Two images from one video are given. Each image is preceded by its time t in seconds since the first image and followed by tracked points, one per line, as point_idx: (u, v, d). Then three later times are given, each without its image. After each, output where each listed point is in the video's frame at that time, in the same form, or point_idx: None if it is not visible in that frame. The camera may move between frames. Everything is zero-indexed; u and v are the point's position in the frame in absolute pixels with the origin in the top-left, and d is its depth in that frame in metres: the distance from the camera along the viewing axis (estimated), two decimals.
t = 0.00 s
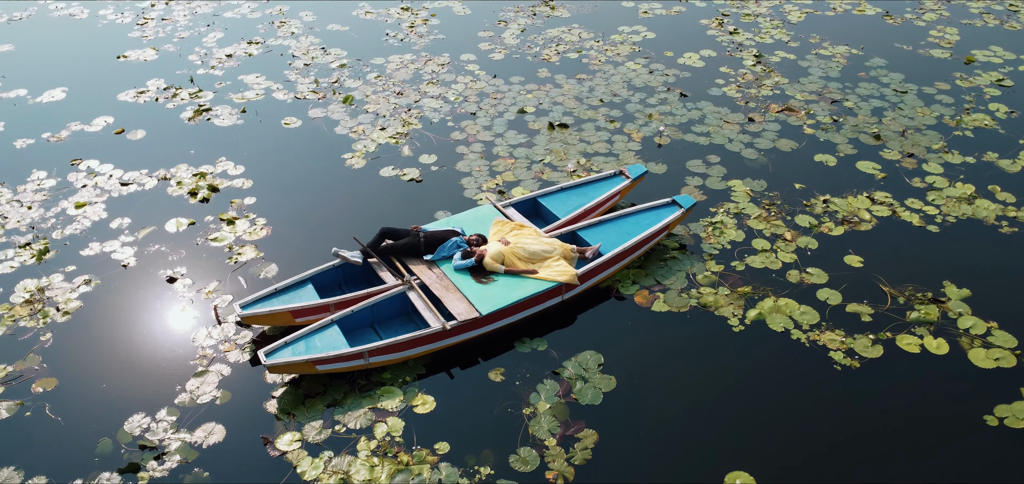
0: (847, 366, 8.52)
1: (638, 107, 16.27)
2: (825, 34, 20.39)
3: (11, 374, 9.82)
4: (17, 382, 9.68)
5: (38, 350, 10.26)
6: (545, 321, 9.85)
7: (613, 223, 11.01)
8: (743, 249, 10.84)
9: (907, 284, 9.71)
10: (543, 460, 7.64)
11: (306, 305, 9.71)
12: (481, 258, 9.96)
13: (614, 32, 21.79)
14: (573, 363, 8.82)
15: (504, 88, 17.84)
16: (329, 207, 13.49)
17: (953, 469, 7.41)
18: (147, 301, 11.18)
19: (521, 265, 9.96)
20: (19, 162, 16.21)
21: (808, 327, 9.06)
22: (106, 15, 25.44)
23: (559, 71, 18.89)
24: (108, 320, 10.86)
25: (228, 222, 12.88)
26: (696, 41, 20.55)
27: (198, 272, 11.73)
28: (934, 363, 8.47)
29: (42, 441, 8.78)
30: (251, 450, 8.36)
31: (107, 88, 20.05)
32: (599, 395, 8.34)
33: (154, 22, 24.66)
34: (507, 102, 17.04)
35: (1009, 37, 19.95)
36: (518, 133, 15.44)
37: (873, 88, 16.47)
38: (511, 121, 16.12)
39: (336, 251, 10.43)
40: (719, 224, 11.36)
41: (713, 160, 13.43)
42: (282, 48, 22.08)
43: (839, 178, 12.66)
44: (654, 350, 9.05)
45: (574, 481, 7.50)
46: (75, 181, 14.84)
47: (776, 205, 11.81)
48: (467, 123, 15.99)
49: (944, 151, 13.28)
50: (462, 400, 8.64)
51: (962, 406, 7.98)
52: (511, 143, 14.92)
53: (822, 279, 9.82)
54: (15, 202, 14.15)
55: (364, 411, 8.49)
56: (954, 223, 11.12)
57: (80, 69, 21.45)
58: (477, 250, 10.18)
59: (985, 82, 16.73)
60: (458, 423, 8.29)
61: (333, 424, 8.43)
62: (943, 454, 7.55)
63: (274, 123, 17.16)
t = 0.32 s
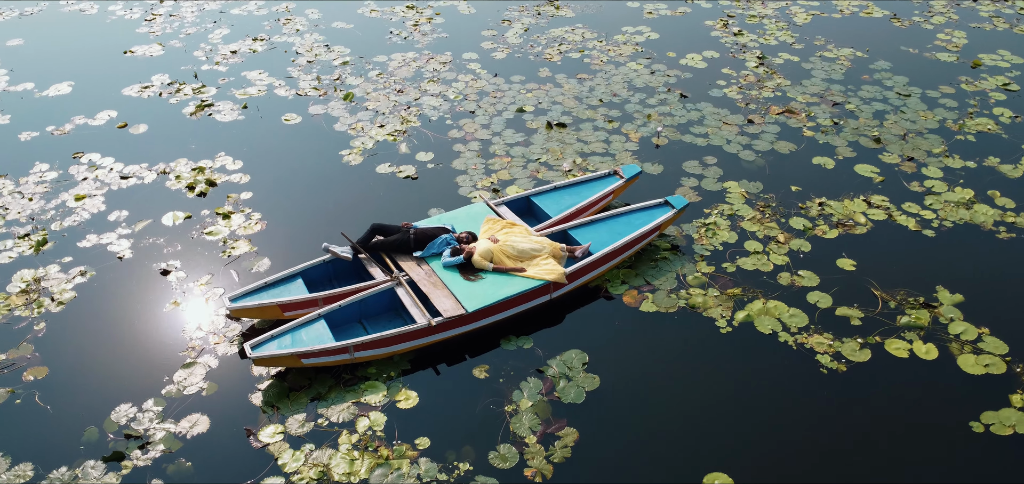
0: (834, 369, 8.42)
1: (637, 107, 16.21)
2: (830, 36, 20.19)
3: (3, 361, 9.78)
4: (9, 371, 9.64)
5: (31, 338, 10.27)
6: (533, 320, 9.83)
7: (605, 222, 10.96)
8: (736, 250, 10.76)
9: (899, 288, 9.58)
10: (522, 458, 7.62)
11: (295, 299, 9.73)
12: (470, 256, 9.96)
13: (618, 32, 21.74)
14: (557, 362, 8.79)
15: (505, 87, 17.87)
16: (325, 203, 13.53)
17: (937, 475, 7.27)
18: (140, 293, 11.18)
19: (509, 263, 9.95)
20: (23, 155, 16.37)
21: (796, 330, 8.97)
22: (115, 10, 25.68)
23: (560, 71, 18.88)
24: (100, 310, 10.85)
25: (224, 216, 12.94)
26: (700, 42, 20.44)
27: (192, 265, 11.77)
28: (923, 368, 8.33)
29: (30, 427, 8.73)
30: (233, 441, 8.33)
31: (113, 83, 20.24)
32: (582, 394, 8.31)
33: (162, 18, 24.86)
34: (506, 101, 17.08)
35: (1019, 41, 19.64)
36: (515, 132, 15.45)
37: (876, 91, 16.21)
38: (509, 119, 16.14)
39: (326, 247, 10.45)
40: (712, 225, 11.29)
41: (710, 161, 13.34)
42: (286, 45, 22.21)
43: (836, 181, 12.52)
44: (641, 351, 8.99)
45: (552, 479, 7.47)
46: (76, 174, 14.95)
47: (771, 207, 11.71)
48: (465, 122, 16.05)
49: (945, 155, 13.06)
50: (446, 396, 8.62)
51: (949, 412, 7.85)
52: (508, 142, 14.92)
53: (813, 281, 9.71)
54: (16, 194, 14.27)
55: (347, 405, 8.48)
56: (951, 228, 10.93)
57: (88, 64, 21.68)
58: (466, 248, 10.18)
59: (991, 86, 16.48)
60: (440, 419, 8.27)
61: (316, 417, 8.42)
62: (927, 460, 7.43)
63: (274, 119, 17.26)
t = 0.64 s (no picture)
0: (825, 375, 8.29)
1: (641, 108, 16.12)
2: (843, 40, 19.88)
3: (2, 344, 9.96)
4: (6, 353, 9.80)
5: (30, 323, 10.44)
6: (522, 317, 9.81)
7: (599, 222, 10.91)
8: (731, 252, 10.64)
9: (894, 295, 9.42)
10: (501, 453, 7.62)
11: (286, 290, 9.81)
12: (461, 251, 9.96)
13: (627, 32, 21.65)
14: (543, 359, 8.78)
15: (510, 86, 17.92)
16: (325, 197, 13.62)
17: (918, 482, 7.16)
18: (138, 281, 11.34)
19: (500, 260, 9.94)
20: (34, 144, 16.67)
21: (786, 334, 8.86)
22: (133, 4, 26.06)
23: (567, 71, 18.85)
24: (99, 297, 11.02)
25: (224, 207, 13.07)
26: (710, 44, 20.28)
27: (190, 255, 11.90)
28: (912, 375, 8.19)
29: (22, 408, 8.86)
30: (217, 427, 8.38)
31: (127, 75, 20.55)
32: (565, 392, 8.30)
33: (178, 13, 25.18)
34: (511, 100, 17.12)
35: None
36: (518, 130, 15.47)
37: (885, 95, 15.83)
38: (512, 118, 16.16)
39: (320, 239, 10.52)
40: (708, 227, 11.18)
41: (711, 163, 13.22)
42: (298, 40, 22.40)
43: (838, 185, 12.31)
44: (630, 353, 8.91)
45: (530, 475, 7.46)
46: (84, 163, 15.19)
47: (769, 210, 11.57)
48: (468, 119, 16.13)
49: (952, 161, 12.76)
50: (430, 389, 8.63)
51: (935, 420, 7.71)
52: (510, 140, 14.93)
53: (807, 286, 9.59)
54: (26, 181, 14.52)
55: (332, 396, 8.53)
56: (952, 235, 10.70)
57: (104, 56, 22.04)
58: (458, 244, 10.19)
59: (1005, 92, 16.13)
60: (422, 413, 8.28)
61: (300, 407, 8.47)
62: (909, 467, 7.31)
63: (281, 113, 17.43)
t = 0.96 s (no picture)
0: (817, 381, 8.16)
1: (647, 108, 16.03)
2: (857, 43, 19.46)
3: (4, 324, 10.20)
4: (7, 333, 10.03)
5: (32, 304, 10.67)
6: (512, 312, 9.81)
7: (594, 220, 10.88)
8: (726, 254, 10.54)
9: (889, 300, 9.23)
10: (480, 446, 7.64)
11: (280, 280, 9.92)
12: (453, 246, 10.00)
13: (639, 32, 21.54)
14: (529, 355, 8.79)
15: (518, 84, 17.99)
16: (326, 190, 13.74)
17: None
18: (139, 267, 11.53)
19: (492, 255, 9.96)
20: (49, 131, 17.03)
21: (775, 337, 8.76)
22: None
23: (575, 70, 18.82)
24: (100, 282, 11.23)
25: (227, 197, 13.25)
26: (722, 45, 20.07)
27: (191, 243, 12.07)
28: (901, 382, 8.05)
29: (19, 387, 9.05)
30: (205, 410, 8.48)
31: (143, 66, 20.91)
32: (548, 387, 8.31)
33: (196, 6, 25.54)
34: (517, 97, 17.16)
35: None
36: (522, 127, 15.51)
37: (897, 100, 15.39)
38: (517, 115, 16.22)
39: (316, 231, 10.62)
40: (705, 228, 11.08)
41: (712, 165, 13.10)
42: (311, 35, 22.62)
43: (841, 189, 12.09)
44: (621, 353, 8.84)
45: (507, 468, 7.47)
46: (96, 151, 15.49)
47: (768, 213, 11.42)
48: (473, 116, 16.23)
49: (960, 168, 12.42)
50: (415, 381, 8.67)
51: (920, 427, 7.58)
52: (513, 138, 14.97)
53: (801, 289, 9.44)
54: (38, 167, 14.84)
55: (318, 385, 8.60)
56: (953, 243, 10.43)
57: (122, 47, 22.45)
58: (451, 238, 10.22)
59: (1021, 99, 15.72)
60: (406, 404, 8.32)
61: (287, 394, 8.55)
62: (889, 472, 7.21)
63: (289, 107, 17.69)
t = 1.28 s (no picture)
0: (811, 387, 8.04)
1: (653, 108, 15.94)
2: (871, 46, 19.04)
3: (8, 306, 10.44)
4: (11, 315, 10.26)
5: (36, 288, 10.90)
6: (503, 308, 9.82)
7: (590, 218, 10.85)
8: (722, 256, 10.46)
9: (885, 305, 9.06)
10: (461, 438, 7.68)
11: (275, 270, 10.04)
12: (447, 241, 10.04)
13: (650, 33, 21.43)
14: (517, 350, 8.80)
15: (525, 82, 18.09)
16: (329, 183, 13.87)
17: None
18: (142, 254, 11.73)
19: (485, 251, 9.98)
20: (64, 120, 17.39)
21: (765, 339, 8.68)
22: None
23: (583, 70, 18.82)
24: (103, 267, 11.44)
25: (231, 188, 13.43)
26: (733, 47, 19.84)
27: (193, 232, 12.25)
28: (891, 388, 7.93)
29: (17, 368, 9.22)
30: (195, 395, 8.58)
31: (158, 58, 21.26)
32: (534, 383, 8.32)
33: None
34: (523, 95, 17.27)
35: None
36: (526, 125, 15.57)
37: (907, 105, 14.96)
38: (522, 113, 16.29)
39: (314, 222, 10.73)
40: (703, 229, 10.99)
41: (715, 166, 13.00)
42: (324, 30, 22.82)
43: (843, 192, 11.84)
44: (616, 353, 8.78)
45: (486, 462, 7.51)
46: (107, 140, 15.78)
47: (768, 215, 11.28)
48: (479, 113, 16.31)
49: (968, 175, 12.07)
50: (403, 373, 8.73)
51: (905, 434, 7.48)
52: (516, 135, 15.04)
53: (795, 292, 9.33)
54: (50, 155, 15.16)
55: (307, 374, 8.69)
56: (955, 249, 10.13)
57: (140, 40, 22.84)
58: (446, 233, 10.26)
59: None
60: (392, 395, 8.38)
61: (276, 382, 8.64)
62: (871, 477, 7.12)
63: (298, 101, 17.98)
